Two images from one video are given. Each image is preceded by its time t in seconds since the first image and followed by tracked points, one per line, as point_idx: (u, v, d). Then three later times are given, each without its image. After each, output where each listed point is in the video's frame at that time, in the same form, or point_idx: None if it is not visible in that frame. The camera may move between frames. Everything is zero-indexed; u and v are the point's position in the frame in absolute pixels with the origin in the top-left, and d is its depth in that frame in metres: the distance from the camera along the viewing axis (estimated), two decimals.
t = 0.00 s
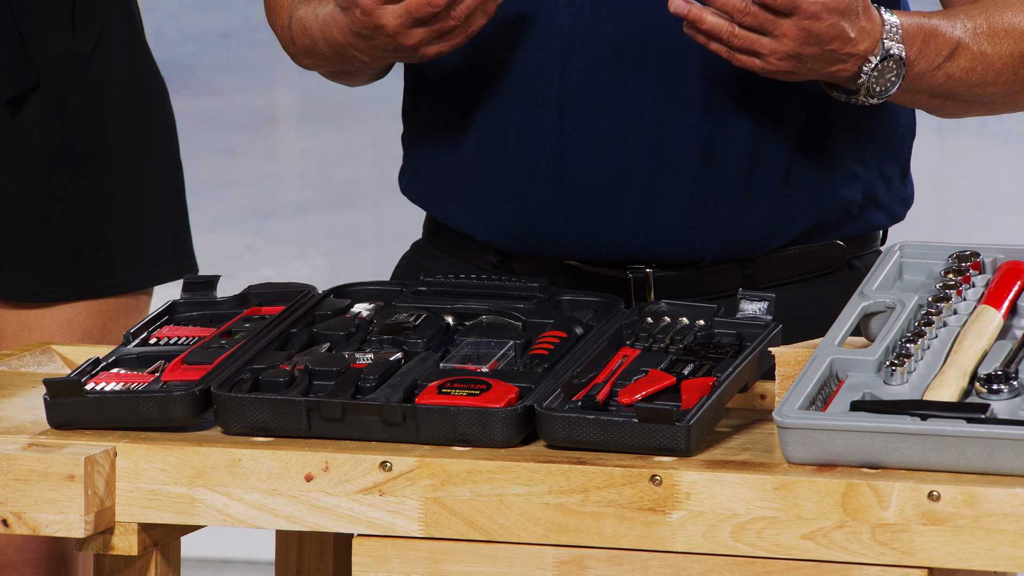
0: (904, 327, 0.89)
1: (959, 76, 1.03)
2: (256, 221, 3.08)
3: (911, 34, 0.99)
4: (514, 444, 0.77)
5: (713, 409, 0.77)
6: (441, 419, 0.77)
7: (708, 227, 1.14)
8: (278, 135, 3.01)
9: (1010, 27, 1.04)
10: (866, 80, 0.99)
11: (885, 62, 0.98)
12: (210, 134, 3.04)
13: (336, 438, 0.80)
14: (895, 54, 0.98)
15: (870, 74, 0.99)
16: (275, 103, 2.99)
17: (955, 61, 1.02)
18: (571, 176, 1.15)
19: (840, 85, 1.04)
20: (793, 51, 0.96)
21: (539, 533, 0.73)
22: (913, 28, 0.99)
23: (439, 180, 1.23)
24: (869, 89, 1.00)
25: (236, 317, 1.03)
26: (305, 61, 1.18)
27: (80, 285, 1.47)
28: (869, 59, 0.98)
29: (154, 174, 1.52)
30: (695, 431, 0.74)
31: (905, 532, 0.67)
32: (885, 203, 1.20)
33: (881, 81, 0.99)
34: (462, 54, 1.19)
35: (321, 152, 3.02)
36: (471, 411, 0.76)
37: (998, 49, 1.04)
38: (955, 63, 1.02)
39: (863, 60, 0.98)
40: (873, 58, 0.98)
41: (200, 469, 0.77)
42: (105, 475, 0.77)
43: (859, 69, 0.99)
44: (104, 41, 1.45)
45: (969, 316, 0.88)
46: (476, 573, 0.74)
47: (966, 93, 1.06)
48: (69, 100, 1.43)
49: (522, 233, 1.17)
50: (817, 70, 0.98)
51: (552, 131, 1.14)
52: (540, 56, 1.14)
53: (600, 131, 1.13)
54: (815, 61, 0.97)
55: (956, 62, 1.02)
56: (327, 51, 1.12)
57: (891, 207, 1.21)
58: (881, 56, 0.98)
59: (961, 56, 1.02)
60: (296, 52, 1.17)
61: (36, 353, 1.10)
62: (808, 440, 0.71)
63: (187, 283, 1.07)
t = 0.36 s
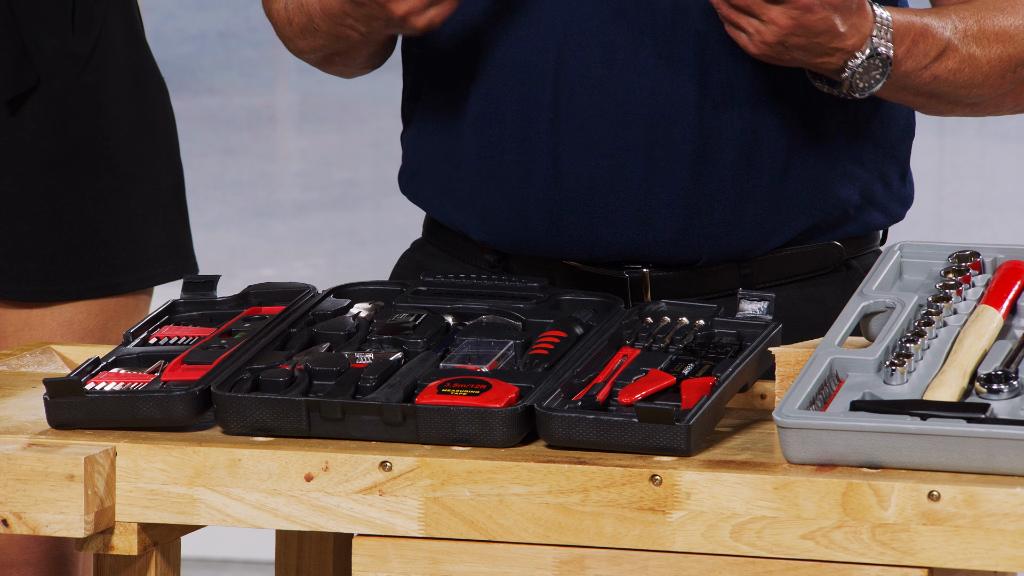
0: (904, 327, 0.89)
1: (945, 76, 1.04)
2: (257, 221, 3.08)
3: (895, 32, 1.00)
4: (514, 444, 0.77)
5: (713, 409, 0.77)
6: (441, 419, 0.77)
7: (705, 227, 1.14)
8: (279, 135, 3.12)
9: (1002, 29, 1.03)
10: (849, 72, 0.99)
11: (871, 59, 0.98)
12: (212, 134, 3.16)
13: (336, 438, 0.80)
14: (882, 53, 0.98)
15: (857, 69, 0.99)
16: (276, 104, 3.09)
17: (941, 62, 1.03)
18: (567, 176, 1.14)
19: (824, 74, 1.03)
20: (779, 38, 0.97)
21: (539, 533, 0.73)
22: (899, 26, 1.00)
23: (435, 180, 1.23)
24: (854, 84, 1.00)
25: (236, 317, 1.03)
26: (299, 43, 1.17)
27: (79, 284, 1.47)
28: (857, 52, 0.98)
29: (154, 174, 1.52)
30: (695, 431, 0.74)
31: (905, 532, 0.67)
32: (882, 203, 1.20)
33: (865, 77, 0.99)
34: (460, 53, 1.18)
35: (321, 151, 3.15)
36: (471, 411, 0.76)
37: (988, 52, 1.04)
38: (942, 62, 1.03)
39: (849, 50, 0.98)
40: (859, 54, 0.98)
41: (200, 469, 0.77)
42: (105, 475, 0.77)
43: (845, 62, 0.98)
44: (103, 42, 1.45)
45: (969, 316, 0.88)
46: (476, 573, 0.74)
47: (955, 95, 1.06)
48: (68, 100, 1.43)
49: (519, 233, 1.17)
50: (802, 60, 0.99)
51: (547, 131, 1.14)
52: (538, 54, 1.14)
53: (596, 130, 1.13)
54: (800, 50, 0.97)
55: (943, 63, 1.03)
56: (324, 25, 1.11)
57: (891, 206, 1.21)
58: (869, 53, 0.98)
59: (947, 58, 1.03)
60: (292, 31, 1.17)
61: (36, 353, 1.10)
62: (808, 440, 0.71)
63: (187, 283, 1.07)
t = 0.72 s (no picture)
0: (904, 328, 0.89)
1: (944, 106, 1.06)
2: (256, 221, 3.18)
3: (912, 63, 1.01)
4: (514, 444, 0.77)
5: (713, 409, 0.77)
6: (441, 419, 0.77)
7: (709, 227, 1.14)
8: (279, 135, 3.12)
9: (993, 52, 1.08)
10: (864, 111, 0.99)
11: (884, 97, 0.99)
12: (212, 134, 3.17)
13: (336, 438, 0.80)
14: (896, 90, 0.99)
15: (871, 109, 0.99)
16: (276, 104, 3.10)
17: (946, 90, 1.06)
18: (572, 175, 1.14)
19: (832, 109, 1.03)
20: (802, 82, 0.95)
21: (539, 533, 0.73)
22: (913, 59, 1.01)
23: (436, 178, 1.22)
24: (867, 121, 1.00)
25: (236, 317, 1.03)
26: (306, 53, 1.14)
27: (79, 284, 1.47)
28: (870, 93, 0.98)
29: (155, 174, 1.52)
30: (696, 431, 0.74)
31: (905, 533, 0.67)
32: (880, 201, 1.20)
33: (877, 115, 1.00)
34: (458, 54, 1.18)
35: (322, 152, 3.14)
36: (471, 411, 0.76)
37: (984, 77, 1.07)
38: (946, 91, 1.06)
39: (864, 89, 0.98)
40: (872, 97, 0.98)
41: (200, 469, 0.77)
42: (105, 475, 0.77)
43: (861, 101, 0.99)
44: (104, 42, 1.45)
45: (969, 317, 0.88)
46: (477, 573, 0.74)
47: (951, 120, 1.10)
48: (69, 99, 1.42)
49: (522, 232, 1.16)
50: (819, 97, 0.98)
51: (553, 129, 1.13)
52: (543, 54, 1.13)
53: (602, 129, 1.12)
54: (820, 92, 0.97)
55: (944, 94, 1.06)
56: (351, 48, 1.07)
57: (886, 202, 1.21)
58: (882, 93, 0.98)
59: (950, 87, 1.06)
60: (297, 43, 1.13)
61: (36, 353, 1.10)
62: (808, 440, 0.71)
63: (187, 283, 1.07)
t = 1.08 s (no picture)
0: (904, 328, 0.89)
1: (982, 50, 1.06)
2: (256, 221, 3.19)
3: None
4: (514, 444, 0.77)
5: (713, 409, 0.77)
6: (441, 419, 0.77)
7: (741, 223, 1.15)
8: (279, 135, 3.13)
9: None
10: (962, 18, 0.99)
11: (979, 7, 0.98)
12: (212, 134, 3.15)
13: (336, 439, 0.80)
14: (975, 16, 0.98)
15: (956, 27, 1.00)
16: (276, 104, 3.11)
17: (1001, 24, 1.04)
18: (613, 174, 1.12)
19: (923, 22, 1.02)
20: None
21: (539, 533, 0.73)
22: None
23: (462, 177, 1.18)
24: (957, 32, 1.00)
25: (236, 317, 1.03)
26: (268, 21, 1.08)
27: (80, 284, 1.47)
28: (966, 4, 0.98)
29: (159, 172, 1.52)
30: (696, 431, 0.74)
31: (905, 533, 0.67)
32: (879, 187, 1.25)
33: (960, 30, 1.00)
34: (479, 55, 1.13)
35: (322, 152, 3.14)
36: (471, 411, 0.76)
37: None
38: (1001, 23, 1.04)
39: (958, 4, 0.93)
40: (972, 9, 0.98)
41: (200, 469, 0.77)
42: (105, 475, 0.77)
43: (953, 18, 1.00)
44: (107, 41, 1.45)
45: (969, 316, 0.88)
46: (477, 573, 0.74)
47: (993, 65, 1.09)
48: (71, 99, 1.42)
49: (552, 230, 1.15)
50: None
51: (597, 128, 1.10)
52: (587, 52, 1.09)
53: (646, 127, 1.10)
54: None
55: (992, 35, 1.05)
56: None
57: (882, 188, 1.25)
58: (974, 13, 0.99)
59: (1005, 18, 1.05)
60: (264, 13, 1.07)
61: (36, 353, 1.10)
62: (808, 440, 0.71)
63: (187, 284, 1.07)
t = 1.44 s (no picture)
0: (904, 328, 0.89)
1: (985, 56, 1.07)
2: (256, 221, 3.21)
3: None
4: (514, 444, 0.77)
5: (713, 409, 0.77)
6: (441, 419, 0.77)
7: (769, 221, 1.15)
8: (279, 135, 3.15)
9: None
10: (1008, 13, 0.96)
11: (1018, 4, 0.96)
12: (211, 134, 3.17)
13: (336, 439, 0.80)
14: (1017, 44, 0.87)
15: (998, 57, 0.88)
16: (276, 104, 3.12)
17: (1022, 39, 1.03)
18: (643, 171, 1.12)
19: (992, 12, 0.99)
20: None
21: (539, 533, 0.73)
22: None
23: (484, 176, 1.17)
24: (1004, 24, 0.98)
25: (236, 317, 1.03)
26: (280, 33, 1.08)
27: (81, 284, 1.47)
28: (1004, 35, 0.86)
29: (162, 172, 1.53)
30: (696, 431, 0.74)
31: (905, 533, 0.67)
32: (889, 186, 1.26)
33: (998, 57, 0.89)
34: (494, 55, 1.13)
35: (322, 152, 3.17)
36: (471, 411, 0.76)
37: None
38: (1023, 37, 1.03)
39: (964, 47, 0.89)
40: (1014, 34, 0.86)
41: (200, 469, 0.77)
42: (105, 475, 0.77)
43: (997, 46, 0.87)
44: (108, 41, 1.45)
45: (969, 317, 0.88)
46: (477, 573, 0.74)
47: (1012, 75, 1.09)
48: (74, 99, 1.42)
49: (579, 229, 1.14)
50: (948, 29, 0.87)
51: (627, 125, 1.11)
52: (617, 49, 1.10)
53: (679, 124, 1.11)
54: None
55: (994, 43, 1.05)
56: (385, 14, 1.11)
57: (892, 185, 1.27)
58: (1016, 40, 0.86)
59: None
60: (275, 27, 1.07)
61: (36, 353, 1.10)
62: (808, 441, 0.71)
63: (187, 284, 1.07)
